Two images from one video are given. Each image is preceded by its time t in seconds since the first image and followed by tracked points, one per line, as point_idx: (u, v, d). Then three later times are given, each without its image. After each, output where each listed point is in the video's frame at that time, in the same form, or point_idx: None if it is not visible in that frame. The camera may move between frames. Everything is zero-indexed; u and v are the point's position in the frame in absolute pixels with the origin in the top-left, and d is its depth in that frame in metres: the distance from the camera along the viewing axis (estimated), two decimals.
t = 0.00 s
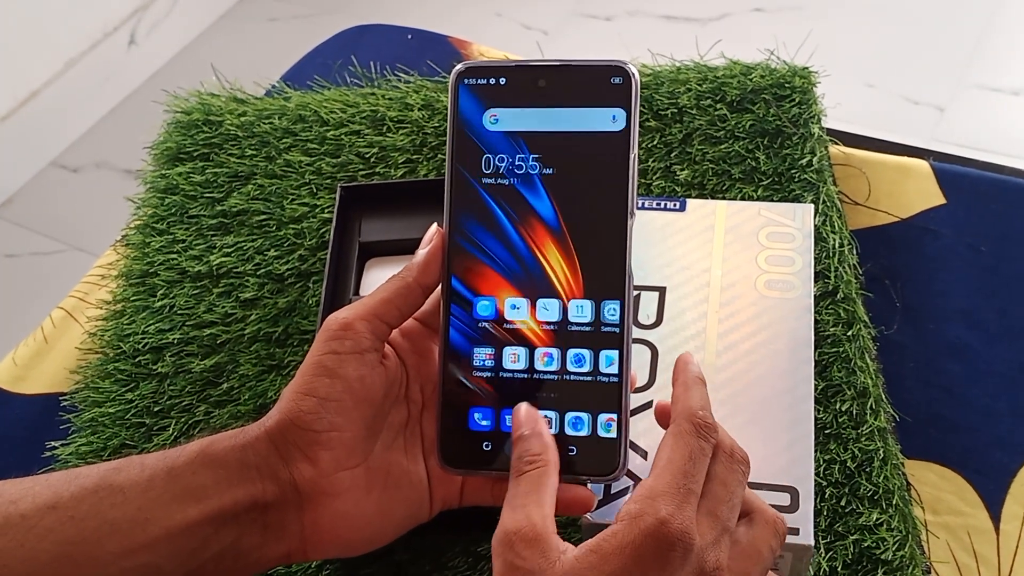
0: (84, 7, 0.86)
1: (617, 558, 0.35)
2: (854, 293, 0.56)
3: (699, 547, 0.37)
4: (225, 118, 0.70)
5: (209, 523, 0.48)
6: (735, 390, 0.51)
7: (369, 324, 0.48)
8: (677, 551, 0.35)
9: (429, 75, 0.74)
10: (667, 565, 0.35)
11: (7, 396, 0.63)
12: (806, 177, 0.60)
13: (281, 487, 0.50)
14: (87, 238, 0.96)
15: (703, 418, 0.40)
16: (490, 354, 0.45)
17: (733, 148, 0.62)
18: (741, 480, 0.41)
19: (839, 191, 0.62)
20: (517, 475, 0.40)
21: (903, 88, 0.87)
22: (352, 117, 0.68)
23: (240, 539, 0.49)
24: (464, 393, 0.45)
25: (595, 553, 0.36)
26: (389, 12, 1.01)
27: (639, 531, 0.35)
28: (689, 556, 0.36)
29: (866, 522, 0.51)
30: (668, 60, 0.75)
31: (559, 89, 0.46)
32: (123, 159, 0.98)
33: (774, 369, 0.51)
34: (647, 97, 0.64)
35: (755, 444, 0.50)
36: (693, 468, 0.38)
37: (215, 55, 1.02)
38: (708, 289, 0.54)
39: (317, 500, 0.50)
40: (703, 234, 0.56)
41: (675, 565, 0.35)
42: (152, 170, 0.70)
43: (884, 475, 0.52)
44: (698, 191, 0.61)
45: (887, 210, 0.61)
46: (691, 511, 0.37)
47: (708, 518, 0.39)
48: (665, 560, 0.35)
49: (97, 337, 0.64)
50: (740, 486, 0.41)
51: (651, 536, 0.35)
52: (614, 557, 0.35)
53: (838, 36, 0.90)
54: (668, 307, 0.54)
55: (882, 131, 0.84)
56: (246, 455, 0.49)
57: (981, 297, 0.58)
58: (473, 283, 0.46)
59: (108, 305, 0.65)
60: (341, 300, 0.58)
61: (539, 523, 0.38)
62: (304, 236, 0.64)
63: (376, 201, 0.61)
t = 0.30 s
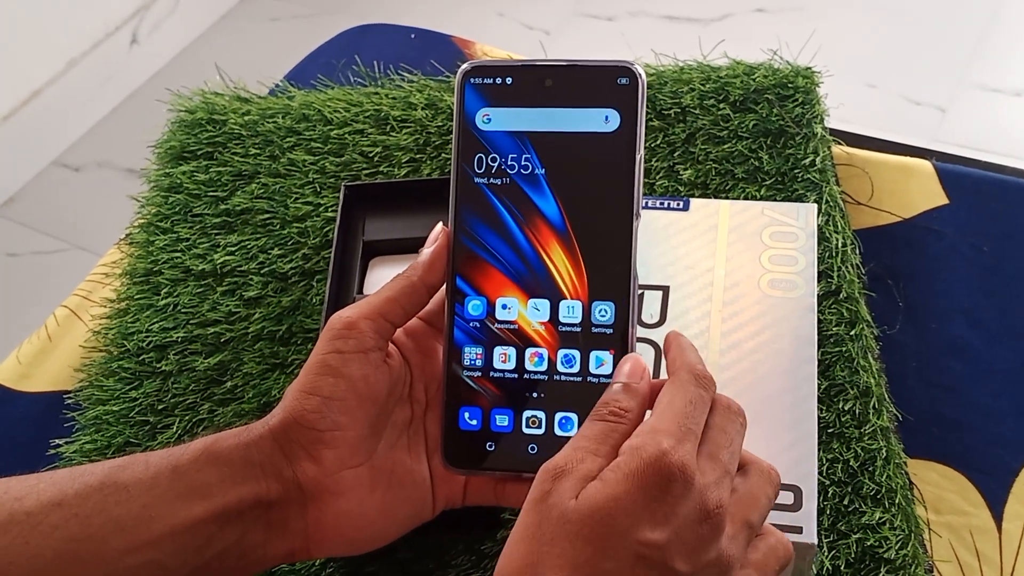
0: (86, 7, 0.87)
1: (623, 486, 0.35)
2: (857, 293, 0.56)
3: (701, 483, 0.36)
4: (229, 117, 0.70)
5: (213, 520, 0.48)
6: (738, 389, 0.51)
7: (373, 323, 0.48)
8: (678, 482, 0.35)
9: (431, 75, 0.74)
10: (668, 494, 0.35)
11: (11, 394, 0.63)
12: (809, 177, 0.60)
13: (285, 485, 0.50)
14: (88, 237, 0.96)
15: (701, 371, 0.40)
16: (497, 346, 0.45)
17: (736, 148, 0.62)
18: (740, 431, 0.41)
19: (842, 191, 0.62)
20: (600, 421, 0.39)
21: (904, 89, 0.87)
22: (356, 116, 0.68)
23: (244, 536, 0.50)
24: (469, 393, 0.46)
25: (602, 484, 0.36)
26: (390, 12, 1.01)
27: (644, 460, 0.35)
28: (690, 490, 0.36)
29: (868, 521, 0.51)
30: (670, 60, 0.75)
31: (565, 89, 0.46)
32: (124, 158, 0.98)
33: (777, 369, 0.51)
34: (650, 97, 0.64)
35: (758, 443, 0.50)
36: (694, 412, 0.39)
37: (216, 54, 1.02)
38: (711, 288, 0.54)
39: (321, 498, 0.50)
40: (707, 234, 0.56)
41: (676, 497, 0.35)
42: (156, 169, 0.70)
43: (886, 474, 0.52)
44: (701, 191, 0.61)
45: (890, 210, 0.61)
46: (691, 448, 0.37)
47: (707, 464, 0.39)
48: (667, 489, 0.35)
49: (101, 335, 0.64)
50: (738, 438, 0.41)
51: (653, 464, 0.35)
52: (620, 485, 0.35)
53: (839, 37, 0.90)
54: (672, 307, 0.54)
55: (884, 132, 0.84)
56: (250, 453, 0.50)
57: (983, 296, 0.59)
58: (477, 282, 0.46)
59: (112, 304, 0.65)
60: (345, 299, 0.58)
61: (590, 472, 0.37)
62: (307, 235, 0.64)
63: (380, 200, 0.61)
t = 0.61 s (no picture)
0: (85, 7, 0.87)
1: (594, 454, 0.35)
2: (855, 293, 0.56)
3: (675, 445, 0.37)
4: (227, 118, 0.70)
5: (212, 522, 0.48)
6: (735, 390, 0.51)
7: (374, 324, 0.48)
8: (652, 447, 0.35)
9: (430, 75, 0.74)
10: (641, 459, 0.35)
11: (9, 394, 0.63)
12: (807, 177, 0.60)
13: (284, 487, 0.50)
14: (88, 238, 0.96)
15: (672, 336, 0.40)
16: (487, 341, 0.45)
17: (735, 148, 0.62)
18: (718, 397, 0.41)
19: (841, 191, 0.62)
20: (483, 404, 0.40)
21: (904, 89, 0.87)
22: (354, 116, 0.68)
23: (243, 538, 0.50)
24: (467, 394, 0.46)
25: (570, 453, 0.36)
26: (390, 12, 1.01)
27: (616, 427, 0.35)
28: (666, 454, 0.36)
29: (867, 521, 0.51)
30: (669, 60, 0.75)
31: (569, 91, 0.46)
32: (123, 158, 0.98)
33: (775, 369, 0.51)
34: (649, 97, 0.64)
35: (757, 443, 0.50)
36: (665, 378, 0.38)
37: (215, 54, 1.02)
38: (710, 288, 0.54)
39: (321, 500, 0.50)
40: (705, 234, 0.56)
41: (651, 461, 0.36)
42: (154, 169, 0.70)
43: (885, 475, 0.52)
44: (700, 191, 0.61)
45: (889, 210, 0.61)
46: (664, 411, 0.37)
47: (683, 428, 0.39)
48: (640, 455, 0.35)
49: (99, 335, 0.64)
50: (718, 404, 0.41)
51: (624, 428, 0.35)
52: (592, 453, 0.36)
53: (839, 38, 0.90)
54: (670, 307, 0.54)
55: (884, 132, 0.84)
56: (250, 454, 0.50)
57: (982, 297, 0.59)
58: (479, 283, 0.46)
59: (111, 304, 0.65)
60: (343, 300, 0.58)
61: (515, 438, 0.38)
62: (306, 235, 0.64)
63: (379, 200, 0.61)
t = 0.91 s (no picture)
0: (85, 7, 0.87)
1: (551, 441, 0.36)
2: (855, 294, 0.56)
3: (633, 418, 0.36)
4: (226, 118, 0.70)
5: (211, 524, 0.48)
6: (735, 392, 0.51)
7: (374, 327, 0.48)
8: (603, 424, 0.36)
9: (429, 75, 0.74)
10: (593, 440, 0.36)
11: (8, 395, 0.63)
12: (807, 177, 0.60)
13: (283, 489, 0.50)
14: (87, 238, 0.96)
15: (602, 294, 0.38)
16: (495, 336, 0.44)
17: (734, 148, 0.62)
18: (692, 355, 0.38)
19: (841, 192, 0.62)
20: (466, 383, 0.39)
21: (904, 89, 0.87)
22: (353, 116, 0.68)
23: (241, 541, 0.50)
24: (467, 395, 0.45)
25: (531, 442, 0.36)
26: (390, 12, 1.01)
27: (566, 411, 0.36)
28: (620, 428, 0.36)
29: (867, 522, 0.51)
30: (668, 60, 0.75)
31: (571, 93, 0.46)
32: (123, 158, 0.98)
33: (775, 370, 0.51)
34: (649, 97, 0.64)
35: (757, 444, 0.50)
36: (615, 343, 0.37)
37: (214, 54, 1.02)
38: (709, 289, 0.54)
39: (319, 502, 0.50)
40: (705, 235, 0.56)
41: (606, 440, 0.36)
42: (153, 169, 0.70)
43: (885, 476, 0.52)
44: (700, 191, 0.61)
45: (889, 211, 0.61)
46: (612, 382, 0.36)
47: (647, 394, 0.37)
48: (590, 437, 0.36)
49: (97, 336, 0.64)
50: (694, 365, 0.38)
51: (573, 413, 0.36)
52: (549, 441, 0.36)
53: (838, 37, 0.90)
54: (670, 307, 0.54)
55: (884, 132, 0.84)
56: (249, 457, 0.49)
57: (982, 297, 0.58)
58: (478, 284, 0.46)
59: (109, 304, 0.65)
60: (342, 302, 0.58)
61: (491, 430, 0.38)
62: (305, 235, 0.64)
63: (378, 200, 0.61)
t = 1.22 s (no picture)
0: (86, 7, 0.87)
1: (498, 445, 0.35)
2: (854, 293, 0.56)
3: (574, 407, 0.35)
4: (226, 118, 0.70)
5: (212, 526, 0.49)
6: (735, 392, 0.51)
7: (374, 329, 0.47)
8: (547, 418, 0.34)
9: (429, 75, 0.74)
10: (545, 436, 0.35)
11: (8, 396, 0.63)
12: (806, 177, 0.60)
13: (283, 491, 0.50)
14: (87, 237, 0.96)
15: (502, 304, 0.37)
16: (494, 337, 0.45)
17: (734, 148, 0.62)
18: (620, 338, 0.36)
19: (840, 191, 0.62)
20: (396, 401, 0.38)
21: (904, 89, 0.87)
22: (353, 116, 0.68)
23: (241, 543, 0.50)
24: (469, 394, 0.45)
25: (476, 448, 0.35)
26: (390, 12, 1.01)
27: (506, 412, 0.35)
28: (564, 418, 0.35)
29: (865, 522, 0.51)
30: (668, 60, 0.75)
31: (569, 94, 0.46)
32: (123, 158, 0.98)
33: (774, 369, 0.51)
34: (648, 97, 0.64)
35: (756, 444, 0.50)
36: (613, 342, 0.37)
37: (214, 54, 1.02)
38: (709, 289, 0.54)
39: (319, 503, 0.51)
40: (704, 235, 0.56)
41: (552, 433, 0.35)
42: (153, 169, 0.70)
43: (883, 475, 0.52)
44: (699, 191, 0.61)
45: (888, 210, 0.61)
46: (546, 375, 0.36)
47: (578, 382, 0.36)
48: (538, 433, 0.34)
49: (96, 336, 0.64)
50: (622, 348, 0.36)
51: (517, 412, 0.34)
52: (498, 444, 0.35)
53: (838, 37, 0.90)
54: (668, 307, 0.54)
55: (883, 131, 0.84)
56: (249, 459, 0.49)
57: (981, 297, 0.59)
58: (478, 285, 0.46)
59: (109, 304, 0.65)
60: (342, 302, 0.58)
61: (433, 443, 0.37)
62: (304, 236, 0.64)
63: (377, 200, 0.61)
